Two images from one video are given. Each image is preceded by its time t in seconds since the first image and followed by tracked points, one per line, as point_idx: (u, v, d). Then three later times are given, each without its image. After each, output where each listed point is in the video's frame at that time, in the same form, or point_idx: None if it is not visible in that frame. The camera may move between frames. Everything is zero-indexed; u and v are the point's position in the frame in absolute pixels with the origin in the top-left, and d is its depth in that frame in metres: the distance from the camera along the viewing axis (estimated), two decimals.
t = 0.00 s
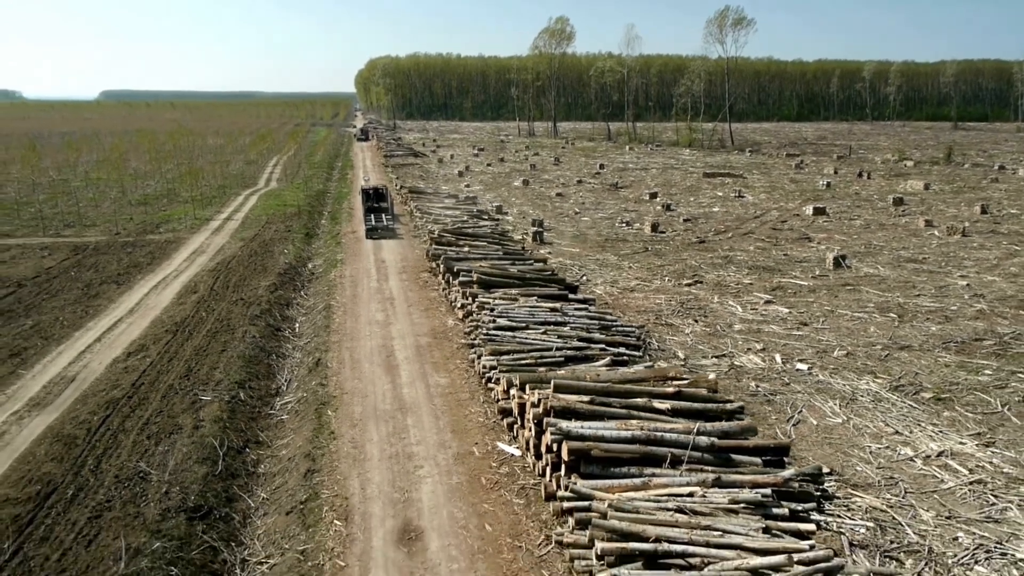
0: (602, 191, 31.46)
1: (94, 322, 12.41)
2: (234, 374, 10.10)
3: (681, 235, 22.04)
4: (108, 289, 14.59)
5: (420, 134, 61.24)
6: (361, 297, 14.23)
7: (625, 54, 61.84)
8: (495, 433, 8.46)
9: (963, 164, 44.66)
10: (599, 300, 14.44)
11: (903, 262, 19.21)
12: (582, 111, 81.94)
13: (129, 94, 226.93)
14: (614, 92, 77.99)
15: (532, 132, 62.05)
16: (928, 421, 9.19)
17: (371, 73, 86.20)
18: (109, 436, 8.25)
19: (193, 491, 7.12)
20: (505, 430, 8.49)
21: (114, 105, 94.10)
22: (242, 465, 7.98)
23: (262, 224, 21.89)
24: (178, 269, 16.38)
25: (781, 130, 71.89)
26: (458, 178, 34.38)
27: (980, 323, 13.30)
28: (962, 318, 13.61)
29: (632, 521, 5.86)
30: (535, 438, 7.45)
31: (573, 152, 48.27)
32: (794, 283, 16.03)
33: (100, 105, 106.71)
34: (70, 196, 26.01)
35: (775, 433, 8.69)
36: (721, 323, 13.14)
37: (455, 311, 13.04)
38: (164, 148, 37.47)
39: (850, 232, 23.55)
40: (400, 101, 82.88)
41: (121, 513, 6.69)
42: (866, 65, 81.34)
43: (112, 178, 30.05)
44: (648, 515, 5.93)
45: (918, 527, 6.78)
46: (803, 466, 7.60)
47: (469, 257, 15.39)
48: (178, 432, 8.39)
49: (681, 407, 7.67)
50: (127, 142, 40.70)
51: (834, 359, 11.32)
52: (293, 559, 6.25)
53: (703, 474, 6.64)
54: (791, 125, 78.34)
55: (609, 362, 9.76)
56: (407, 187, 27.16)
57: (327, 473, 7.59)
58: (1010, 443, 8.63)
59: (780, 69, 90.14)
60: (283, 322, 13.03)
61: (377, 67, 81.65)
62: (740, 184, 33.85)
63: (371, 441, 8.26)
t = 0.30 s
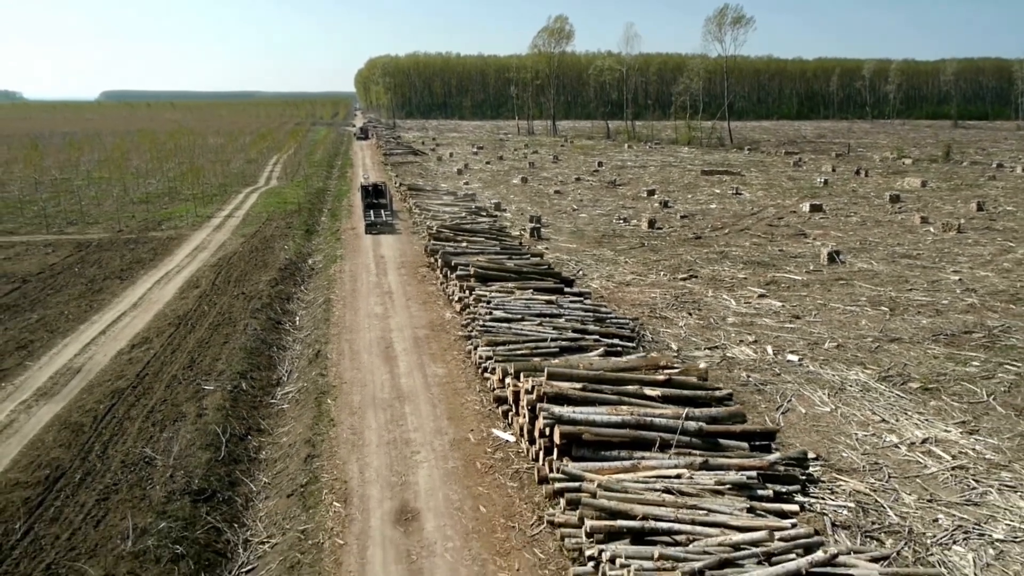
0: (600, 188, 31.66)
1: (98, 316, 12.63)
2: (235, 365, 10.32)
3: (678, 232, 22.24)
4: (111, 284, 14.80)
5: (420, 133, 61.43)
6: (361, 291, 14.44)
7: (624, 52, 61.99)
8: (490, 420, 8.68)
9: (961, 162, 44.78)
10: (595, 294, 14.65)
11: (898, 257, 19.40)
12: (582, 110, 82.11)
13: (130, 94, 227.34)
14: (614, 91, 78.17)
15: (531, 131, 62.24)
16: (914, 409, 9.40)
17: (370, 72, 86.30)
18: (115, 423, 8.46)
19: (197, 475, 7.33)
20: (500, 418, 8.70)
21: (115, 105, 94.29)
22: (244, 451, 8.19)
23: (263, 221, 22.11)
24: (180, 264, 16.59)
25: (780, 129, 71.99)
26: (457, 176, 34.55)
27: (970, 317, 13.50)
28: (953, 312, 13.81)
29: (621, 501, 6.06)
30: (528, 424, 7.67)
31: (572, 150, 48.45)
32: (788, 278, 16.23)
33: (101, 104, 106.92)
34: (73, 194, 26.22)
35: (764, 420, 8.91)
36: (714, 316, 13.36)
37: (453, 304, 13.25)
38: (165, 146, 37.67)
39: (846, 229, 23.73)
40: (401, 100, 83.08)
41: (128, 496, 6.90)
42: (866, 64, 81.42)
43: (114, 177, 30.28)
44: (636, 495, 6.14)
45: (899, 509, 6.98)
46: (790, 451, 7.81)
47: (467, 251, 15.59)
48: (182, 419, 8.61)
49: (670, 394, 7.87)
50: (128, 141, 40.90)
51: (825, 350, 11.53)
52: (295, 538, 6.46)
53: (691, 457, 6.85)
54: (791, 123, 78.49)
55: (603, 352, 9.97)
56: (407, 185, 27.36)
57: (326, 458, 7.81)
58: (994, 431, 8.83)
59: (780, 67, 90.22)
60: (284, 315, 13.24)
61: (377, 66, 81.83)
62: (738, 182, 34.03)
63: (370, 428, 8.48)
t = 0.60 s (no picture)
0: (594, 185, 31.91)
1: (97, 310, 12.82)
2: (233, 355, 10.54)
3: (670, 227, 22.51)
4: (109, 279, 14.99)
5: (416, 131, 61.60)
6: (356, 285, 14.67)
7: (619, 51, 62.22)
8: (482, 406, 8.93)
9: (953, 159, 45.15)
10: (587, 287, 14.91)
11: (885, 251, 19.72)
12: (577, 109, 82.34)
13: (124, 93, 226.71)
14: (609, 89, 78.43)
15: (527, 129, 62.44)
16: (894, 395, 9.70)
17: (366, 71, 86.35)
18: (115, 411, 8.68)
19: (196, 459, 7.54)
20: (491, 404, 8.95)
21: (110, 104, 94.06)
22: (242, 437, 8.42)
23: (259, 218, 22.30)
24: (177, 260, 16.79)
25: (775, 127, 72.30)
26: (452, 173, 34.77)
27: (953, 308, 13.81)
28: (936, 303, 14.13)
29: (605, 479, 6.30)
30: (518, 409, 7.93)
31: (567, 148, 48.71)
32: (776, 271, 16.51)
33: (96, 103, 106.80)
34: (69, 192, 26.35)
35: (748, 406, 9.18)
36: (703, 308, 13.63)
37: (446, 297, 13.50)
38: (161, 145, 37.79)
39: (836, 224, 24.03)
40: (396, 99, 83.24)
41: (130, 478, 7.12)
42: (860, 62, 81.78)
43: (110, 175, 30.39)
44: (619, 473, 6.40)
45: (874, 487, 7.27)
46: (771, 434, 8.07)
47: (461, 245, 15.84)
48: (181, 407, 8.83)
49: (656, 379, 8.14)
50: (124, 139, 40.98)
51: (809, 340, 11.81)
52: (292, 517, 6.69)
53: (674, 438, 7.11)
54: (785, 121, 78.88)
55: (592, 342, 10.22)
56: (402, 182, 27.56)
57: (322, 443, 8.04)
58: (969, 415, 9.16)
59: (775, 65, 90.53)
60: (280, 309, 13.47)
61: (373, 65, 81.96)
62: (731, 179, 34.32)
63: (364, 415, 8.72)
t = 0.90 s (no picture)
0: (586, 183, 32.16)
1: (92, 304, 12.98)
2: (227, 347, 10.72)
3: (660, 224, 22.78)
4: (104, 275, 15.14)
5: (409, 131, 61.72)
6: (349, 280, 14.86)
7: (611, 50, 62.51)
8: (471, 394, 9.15)
9: (941, 157, 45.61)
10: (576, 281, 15.15)
11: (871, 246, 20.04)
12: (570, 108, 82.63)
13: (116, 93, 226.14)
14: (601, 88, 78.71)
15: (520, 129, 62.67)
16: (874, 382, 9.97)
17: (359, 70, 86.31)
18: (112, 400, 8.85)
19: (192, 445, 7.72)
20: (481, 392, 9.16)
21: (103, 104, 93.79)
22: (237, 425, 8.61)
23: (252, 215, 22.44)
24: (171, 256, 16.95)
25: (767, 125, 72.71)
26: (445, 172, 34.96)
27: (934, 300, 14.12)
28: (918, 295, 14.44)
29: (589, 458, 6.53)
30: (506, 395, 8.14)
31: (559, 147, 48.96)
32: (763, 265, 16.80)
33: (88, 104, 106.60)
34: (62, 190, 26.40)
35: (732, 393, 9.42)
36: (690, 300, 13.89)
37: (438, 291, 13.71)
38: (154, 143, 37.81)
39: (824, 220, 24.35)
40: (389, 99, 83.36)
41: (127, 463, 7.30)
42: (851, 62, 82.31)
43: (103, 174, 30.45)
44: (603, 453, 6.62)
45: (850, 468, 7.53)
46: (753, 419, 8.31)
47: (452, 241, 16.03)
48: (177, 396, 9.02)
49: (640, 366, 8.37)
50: (116, 139, 41.01)
51: (793, 330, 12.09)
52: (286, 499, 6.89)
53: (656, 421, 7.35)
54: (777, 120, 79.36)
55: (580, 331, 10.43)
56: (395, 180, 27.74)
57: (315, 429, 8.24)
58: (945, 400, 9.46)
59: (766, 64, 91.03)
60: (274, 303, 13.64)
61: (366, 65, 82.04)
62: (722, 176, 34.64)
63: (356, 403, 8.92)
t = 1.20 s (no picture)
0: (573, 181, 32.45)
1: (83, 298, 13.11)
2: (218, 337, 10.91)
3: (645, 219, 23.11)
4: (94, 270, 15.26)
5: (398, 130, 61.83)
6: (337, 274, 15.05)
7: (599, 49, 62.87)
8: (457, 380, 9.40)
9: (924, 154, 46.25)
10: (561, 273, 15.42)
11: (851, 239, 20.43)
12: (558, 107, 82.95)
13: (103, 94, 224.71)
14: (589, 87, 79.08)
15: (508, 128, 62.93)
16: (847, 366, 10.29)
17: (347, 70, 86.18)
18: (104, 387, 9.03)
19: (184, 428, 7.92)
20: (466, 378, 9.41)
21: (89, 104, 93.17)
22: (228, 410, 8.81)
23: (241, 212, 22.57)
24: (160, 252, 17.08)
25: (754, 124, 73.32)
26: (433, 170, 35.15)
27: (909, 289, 14.49)
28: (894, 285, 14.81)
29: (567, 435, 6.79)
30: (489, 378, 8.40)
31: (547, 145, 49.26)
32: (744, 258, 17.14)
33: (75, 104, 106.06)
34: (50, 189, 26.41)
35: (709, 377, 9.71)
36: (672, 291, 14.20)
37: (425, 283, 13.94)
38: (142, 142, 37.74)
39: (806, 215, 24.76)
40: (378, 99, 83.42)
41: (121, 445, 7.50)
42: (837, 61, 83.08)
43: (91, 173, 30.44)
44: (581, 429, 6.89)
45: (820, 445, 7.84)
46: (729, 400, 8.60)
47: (439, 235, 16.25)
48: (168, 383, 9.20)
49: (619, 349, 8.65)
50: (104, 138, 40.93)
51: (771, 319, 12.41)
52: (276, 477, 7.11)
53: (634, 401, 7.63)
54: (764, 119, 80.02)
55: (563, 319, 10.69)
56: (383, 177, 27.92)
57: (304, 413, 8.46)
58: (914, 383, 9.79)
59: (753, 63, 91.69)
60: (263, 296, 13.82)
61: (354, 65, 82.04)
62: (707, 173, 35.04)
63: (344, 389, 9.15)
